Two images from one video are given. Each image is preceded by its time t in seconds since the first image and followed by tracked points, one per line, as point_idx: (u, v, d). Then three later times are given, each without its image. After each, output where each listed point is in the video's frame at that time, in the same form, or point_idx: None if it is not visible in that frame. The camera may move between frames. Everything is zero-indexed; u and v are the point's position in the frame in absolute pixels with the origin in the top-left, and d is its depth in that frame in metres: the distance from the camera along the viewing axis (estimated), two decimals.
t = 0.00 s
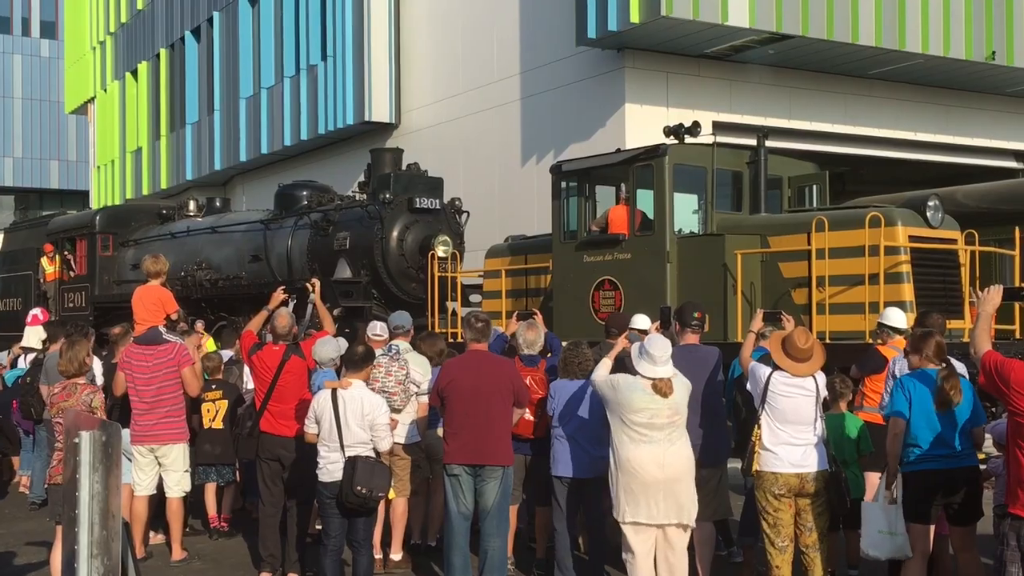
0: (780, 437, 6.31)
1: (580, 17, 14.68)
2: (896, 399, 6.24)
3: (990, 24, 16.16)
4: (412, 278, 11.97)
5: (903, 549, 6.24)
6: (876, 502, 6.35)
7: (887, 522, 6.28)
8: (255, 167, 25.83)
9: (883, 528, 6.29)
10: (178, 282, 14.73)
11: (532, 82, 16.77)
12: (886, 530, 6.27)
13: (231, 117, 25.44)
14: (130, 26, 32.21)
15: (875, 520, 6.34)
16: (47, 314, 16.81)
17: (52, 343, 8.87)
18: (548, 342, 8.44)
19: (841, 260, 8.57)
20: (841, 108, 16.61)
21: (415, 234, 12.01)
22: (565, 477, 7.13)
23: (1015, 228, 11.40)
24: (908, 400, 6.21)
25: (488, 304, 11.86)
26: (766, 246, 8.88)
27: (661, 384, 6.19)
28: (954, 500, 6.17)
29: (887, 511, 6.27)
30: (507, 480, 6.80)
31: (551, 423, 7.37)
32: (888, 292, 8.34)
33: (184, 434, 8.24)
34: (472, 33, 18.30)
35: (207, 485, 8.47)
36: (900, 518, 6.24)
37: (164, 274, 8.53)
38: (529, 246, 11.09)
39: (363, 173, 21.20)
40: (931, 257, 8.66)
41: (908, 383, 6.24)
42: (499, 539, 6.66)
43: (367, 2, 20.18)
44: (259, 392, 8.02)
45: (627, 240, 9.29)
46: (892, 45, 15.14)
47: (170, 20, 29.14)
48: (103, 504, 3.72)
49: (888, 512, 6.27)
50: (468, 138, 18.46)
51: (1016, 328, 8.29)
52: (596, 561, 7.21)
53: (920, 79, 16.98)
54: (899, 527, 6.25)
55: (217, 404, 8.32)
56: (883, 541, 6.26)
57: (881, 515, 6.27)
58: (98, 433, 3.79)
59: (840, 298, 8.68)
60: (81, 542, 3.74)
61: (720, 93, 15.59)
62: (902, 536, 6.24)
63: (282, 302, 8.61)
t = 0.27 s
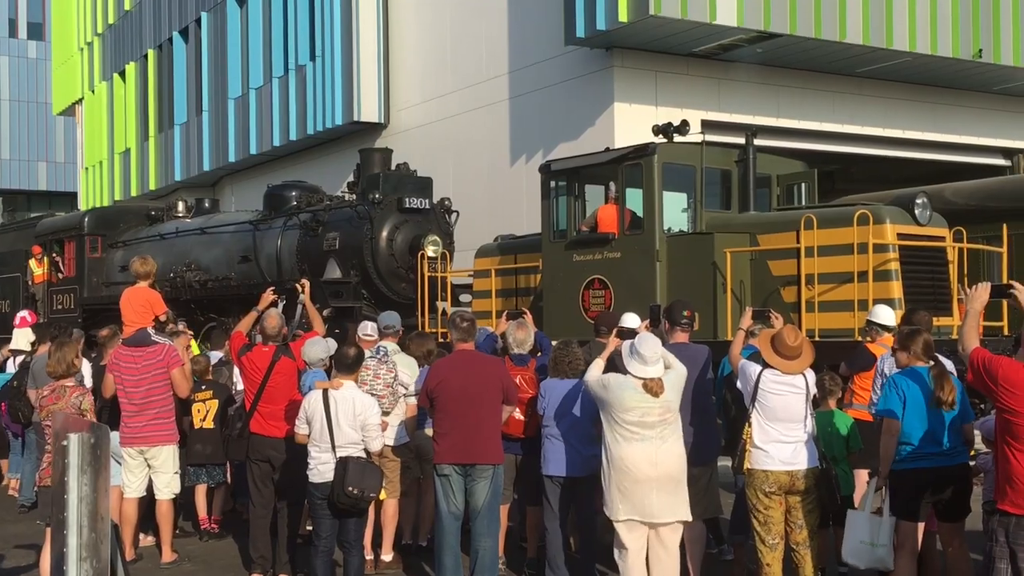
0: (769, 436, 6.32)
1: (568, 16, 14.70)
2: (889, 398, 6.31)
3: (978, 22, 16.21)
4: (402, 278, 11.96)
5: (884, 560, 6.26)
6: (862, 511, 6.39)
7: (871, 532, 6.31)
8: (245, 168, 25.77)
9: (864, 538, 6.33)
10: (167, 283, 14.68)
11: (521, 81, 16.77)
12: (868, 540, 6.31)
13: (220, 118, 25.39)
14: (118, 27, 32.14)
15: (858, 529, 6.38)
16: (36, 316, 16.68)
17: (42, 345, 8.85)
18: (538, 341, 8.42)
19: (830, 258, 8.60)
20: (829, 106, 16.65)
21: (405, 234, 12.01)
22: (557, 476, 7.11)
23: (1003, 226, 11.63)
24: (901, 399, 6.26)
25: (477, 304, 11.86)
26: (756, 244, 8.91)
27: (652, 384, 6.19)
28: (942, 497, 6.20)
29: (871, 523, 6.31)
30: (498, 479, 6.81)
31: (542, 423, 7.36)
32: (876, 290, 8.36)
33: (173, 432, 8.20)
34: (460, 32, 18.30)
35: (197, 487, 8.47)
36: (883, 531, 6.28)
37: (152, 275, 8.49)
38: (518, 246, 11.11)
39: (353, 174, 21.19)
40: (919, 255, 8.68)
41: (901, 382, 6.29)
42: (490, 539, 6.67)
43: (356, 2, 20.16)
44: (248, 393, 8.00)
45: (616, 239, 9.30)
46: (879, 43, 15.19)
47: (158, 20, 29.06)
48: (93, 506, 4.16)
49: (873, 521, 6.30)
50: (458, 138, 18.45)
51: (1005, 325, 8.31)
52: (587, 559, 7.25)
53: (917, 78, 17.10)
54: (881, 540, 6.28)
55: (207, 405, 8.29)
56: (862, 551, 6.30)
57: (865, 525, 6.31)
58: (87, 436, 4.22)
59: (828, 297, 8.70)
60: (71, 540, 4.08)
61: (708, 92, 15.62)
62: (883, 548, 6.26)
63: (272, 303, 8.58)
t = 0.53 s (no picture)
0: (757, 428, 6.41)
1: (557, 14, 14.79)
2: (876, 392, 6.46)
3: (961, 18, 16.40)
4: (392, 275, 12.05)
5: (871, 551, 6.26)
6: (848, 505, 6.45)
7: (858, 524, 6.34)
8: (238, 166, 25.81)
9: (851, 530, 6.35)
10: (159, 280, 14.71)
11: (510, 79, 16.85)
12: (855, 532, 6.33)
13: (211, 115, 25.42)
14: (109, 25, 32.12)
15: (846, 523, 6.41)
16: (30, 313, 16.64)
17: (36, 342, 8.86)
18: (528, 335, 8.50)
19: (817, 252, 8.69)
20: (816, 103, 16.75)
21: (396, 230, 12.08)
22: (548, 469, 7.20)
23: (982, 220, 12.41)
24: (888, 392, 6.41)
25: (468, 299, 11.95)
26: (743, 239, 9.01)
27: (640, 377, 6.25)
28: (926, 488, 6.36)
29: (857, 513, 6.35)
30: (488, 472, 6.90)
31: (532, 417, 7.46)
32: (862, 284, 8.45)
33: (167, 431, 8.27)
34: (449, 29, 18.37)
35: (190, 481, 8.55)
36: (871, 523, 6.29)
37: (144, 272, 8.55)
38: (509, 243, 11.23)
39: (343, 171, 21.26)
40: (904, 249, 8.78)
41: (888, 376, 6.41)
42: (482, 533, 6.79)
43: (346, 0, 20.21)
44: (240, 389, 8.07)
45: (605, 234, 9.39)
46: (864, 39, 15.31)
47: (149, 19, 29.07)
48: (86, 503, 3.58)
49: (859, 512, 6.34)
50: (447, 135, 18.53)
51: (988, 318, 8.43)
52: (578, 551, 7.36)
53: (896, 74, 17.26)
54: (867, 531, 6.30)
55: (201, 399, 8.39)
56: (849, 542, 6.32)
57: (852, 515, 6.34)
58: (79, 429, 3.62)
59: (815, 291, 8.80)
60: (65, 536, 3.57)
61: (696, 88, 15.73)
62: (869, 539, 6.27)
63: (263, 299, 8.64)
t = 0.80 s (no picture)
0: (722, 402, 6.71)
1: (545, 33, 15.93)
2: (824, 368, 6.67)
3: (902, 38, 17.96)
4: (400, 267, 13.14)
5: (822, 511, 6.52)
6: (802, 470, 6.71)
7: (808, 485, 6.61)
8: (261, 170, 26.96)
9: (805, 490, 6.64)
10: (192, 273, 15.94)
11: (504, 93, 17.95)
12: (805, 492, 6.60)
13: (237, 126, 26.64)
14: (146, 46, 33.33)
15: (800, 486, 6.70)
16: (75, 303, 18.06)
17: (84, 327, 9.98)
18: (520, 321, 9.53)
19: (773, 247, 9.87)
20: (780, 115, 18.22)
21: (403, 228, 13.21)
22: (537, 439, 7.58)
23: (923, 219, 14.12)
24: (835, 368, 6.63)
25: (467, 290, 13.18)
26: (709, 236, 10.29)
27: (619, 357, 6.62)
28: (872, 454, 6.64)
29: (808, 475, 6.63)
30: (484, 442, 7.51)
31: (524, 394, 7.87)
32: (815, 274, 9.56)
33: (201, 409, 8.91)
34: (450, 44, 19.47)
35: (221, 450, 9.56)
36: (820, 484, 6.56)
37: (178, 266, 9.47)
38: (503, 239, 12.50)
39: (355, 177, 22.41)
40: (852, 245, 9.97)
41: (836, 353, 6.66)
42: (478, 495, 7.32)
43: (357, 18, 21.41)
44: (266, 368, 8.83)
45: (588, 231, 10.60)
46: (817, 56, 16.74)
47: (182, 38, 30.35)
48: (128, 470, 3.64)
49: (811, 475, 6.61)
50: (451, 143, 19.60)
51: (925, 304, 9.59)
52: (564, 513, 7.80)
53: (836, 87, 18.62)
54: (817, 491, 6.56)
55: (234, 376, 9.43)
56: (803, 502, 6.61)
57: (804, 476, 6.62)
58: (119, 405, 3.67)
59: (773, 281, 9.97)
60: (108, 501, 3.60)
61: (668, 101, 16.98)
62: (818, 499, 6.53)
63: (285, 290, 9.57)
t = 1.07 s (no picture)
0: (719, 386, 6.89)
1: (548, 31, 16.29)
2: (814, 353, 6.47)
3: (894, 35, 18.26)
4: (410, 258, 13.59)
5: (816, 490, 6.43)
6: (796, 448, 6.66)
7: (802, 464, 6.55)
8: (275, 165, 27.38)
9: (797, 469, 6.57)
10: (210, 264, 16.41)
11: (508, 89, 18.33)
12: (799, 471, 6.54)
13: (252, 124, 27.05)
14: (164, 46, 33.81)
15: (794, 464, 6.64)
16: (99, 294, 18.56)
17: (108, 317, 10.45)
18: (525, 309, 9.73)
19: (768, 236, 10.28)
20: (767, 110, 18.48)
21: (412, 220, 13.65)
22: (542, 421, 7.57)
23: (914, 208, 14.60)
24: (826, 352, 6.42)
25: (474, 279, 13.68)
26: (707, 226, 10.78)
27: (620, 343, 6.65)
28: (864, 435, 6.35)
29: (802, 453, 6.56)
30: (492, 425, 7.46)
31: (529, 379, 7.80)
32: (809, 262, 9.92)
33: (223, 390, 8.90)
34: (456, 43, 19.86)
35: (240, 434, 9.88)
36: (813, 462, 6.48)
37: (197, 256, 9.44)
38: (509, 230, 12.92)
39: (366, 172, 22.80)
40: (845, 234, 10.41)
41: (827, 337, 6.45)
42: (485, 475, 7.28)
43: (367, 17, 21.82)
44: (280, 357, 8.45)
45: (590, 222, 11.15)
46: (811, 52, 17.09)
47: (198, 38, 30.82)
48: (151, 453, 3.70)
49: (804, 454, 6.55)
50: (459, 138, 19.94)
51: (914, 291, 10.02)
52: (568, 491, 7.63)
53: (835, 83, 19.04)
54: (810, 470, 6.49)
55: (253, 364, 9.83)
56: (795, 481, 6.54)
57: (797, 455, 6.56)
58: (143, 392, 3.73)
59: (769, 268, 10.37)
60: (131, 482, 3.66)
61: (667, 96, 17.35)
62: (812, 477, 6.47)
63: (299, 280, 9.72)
